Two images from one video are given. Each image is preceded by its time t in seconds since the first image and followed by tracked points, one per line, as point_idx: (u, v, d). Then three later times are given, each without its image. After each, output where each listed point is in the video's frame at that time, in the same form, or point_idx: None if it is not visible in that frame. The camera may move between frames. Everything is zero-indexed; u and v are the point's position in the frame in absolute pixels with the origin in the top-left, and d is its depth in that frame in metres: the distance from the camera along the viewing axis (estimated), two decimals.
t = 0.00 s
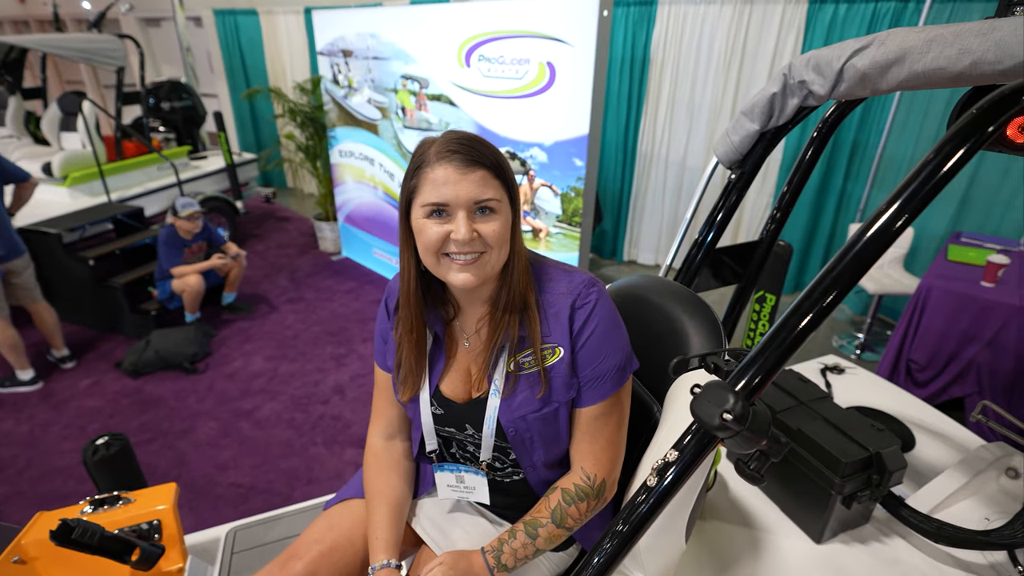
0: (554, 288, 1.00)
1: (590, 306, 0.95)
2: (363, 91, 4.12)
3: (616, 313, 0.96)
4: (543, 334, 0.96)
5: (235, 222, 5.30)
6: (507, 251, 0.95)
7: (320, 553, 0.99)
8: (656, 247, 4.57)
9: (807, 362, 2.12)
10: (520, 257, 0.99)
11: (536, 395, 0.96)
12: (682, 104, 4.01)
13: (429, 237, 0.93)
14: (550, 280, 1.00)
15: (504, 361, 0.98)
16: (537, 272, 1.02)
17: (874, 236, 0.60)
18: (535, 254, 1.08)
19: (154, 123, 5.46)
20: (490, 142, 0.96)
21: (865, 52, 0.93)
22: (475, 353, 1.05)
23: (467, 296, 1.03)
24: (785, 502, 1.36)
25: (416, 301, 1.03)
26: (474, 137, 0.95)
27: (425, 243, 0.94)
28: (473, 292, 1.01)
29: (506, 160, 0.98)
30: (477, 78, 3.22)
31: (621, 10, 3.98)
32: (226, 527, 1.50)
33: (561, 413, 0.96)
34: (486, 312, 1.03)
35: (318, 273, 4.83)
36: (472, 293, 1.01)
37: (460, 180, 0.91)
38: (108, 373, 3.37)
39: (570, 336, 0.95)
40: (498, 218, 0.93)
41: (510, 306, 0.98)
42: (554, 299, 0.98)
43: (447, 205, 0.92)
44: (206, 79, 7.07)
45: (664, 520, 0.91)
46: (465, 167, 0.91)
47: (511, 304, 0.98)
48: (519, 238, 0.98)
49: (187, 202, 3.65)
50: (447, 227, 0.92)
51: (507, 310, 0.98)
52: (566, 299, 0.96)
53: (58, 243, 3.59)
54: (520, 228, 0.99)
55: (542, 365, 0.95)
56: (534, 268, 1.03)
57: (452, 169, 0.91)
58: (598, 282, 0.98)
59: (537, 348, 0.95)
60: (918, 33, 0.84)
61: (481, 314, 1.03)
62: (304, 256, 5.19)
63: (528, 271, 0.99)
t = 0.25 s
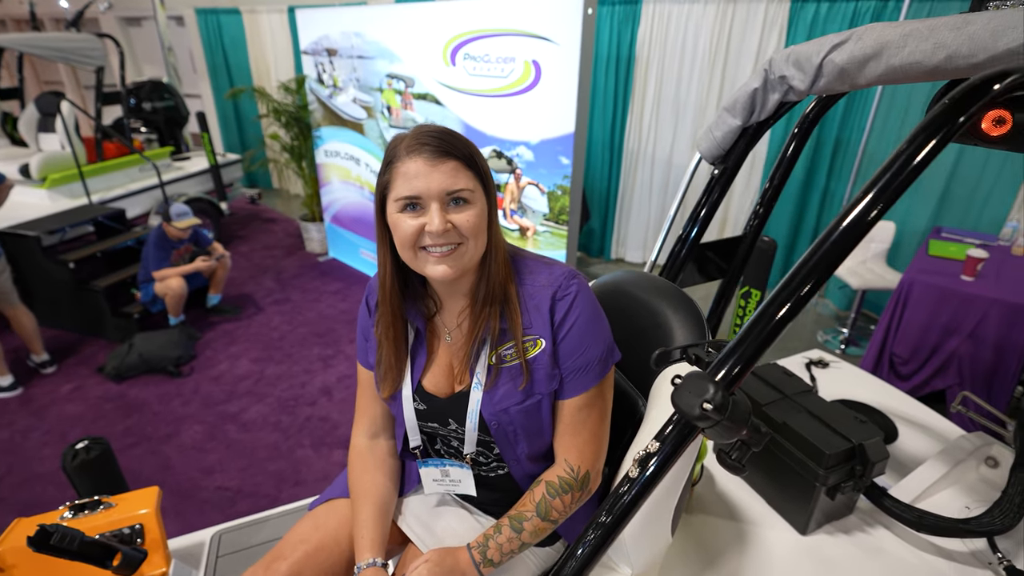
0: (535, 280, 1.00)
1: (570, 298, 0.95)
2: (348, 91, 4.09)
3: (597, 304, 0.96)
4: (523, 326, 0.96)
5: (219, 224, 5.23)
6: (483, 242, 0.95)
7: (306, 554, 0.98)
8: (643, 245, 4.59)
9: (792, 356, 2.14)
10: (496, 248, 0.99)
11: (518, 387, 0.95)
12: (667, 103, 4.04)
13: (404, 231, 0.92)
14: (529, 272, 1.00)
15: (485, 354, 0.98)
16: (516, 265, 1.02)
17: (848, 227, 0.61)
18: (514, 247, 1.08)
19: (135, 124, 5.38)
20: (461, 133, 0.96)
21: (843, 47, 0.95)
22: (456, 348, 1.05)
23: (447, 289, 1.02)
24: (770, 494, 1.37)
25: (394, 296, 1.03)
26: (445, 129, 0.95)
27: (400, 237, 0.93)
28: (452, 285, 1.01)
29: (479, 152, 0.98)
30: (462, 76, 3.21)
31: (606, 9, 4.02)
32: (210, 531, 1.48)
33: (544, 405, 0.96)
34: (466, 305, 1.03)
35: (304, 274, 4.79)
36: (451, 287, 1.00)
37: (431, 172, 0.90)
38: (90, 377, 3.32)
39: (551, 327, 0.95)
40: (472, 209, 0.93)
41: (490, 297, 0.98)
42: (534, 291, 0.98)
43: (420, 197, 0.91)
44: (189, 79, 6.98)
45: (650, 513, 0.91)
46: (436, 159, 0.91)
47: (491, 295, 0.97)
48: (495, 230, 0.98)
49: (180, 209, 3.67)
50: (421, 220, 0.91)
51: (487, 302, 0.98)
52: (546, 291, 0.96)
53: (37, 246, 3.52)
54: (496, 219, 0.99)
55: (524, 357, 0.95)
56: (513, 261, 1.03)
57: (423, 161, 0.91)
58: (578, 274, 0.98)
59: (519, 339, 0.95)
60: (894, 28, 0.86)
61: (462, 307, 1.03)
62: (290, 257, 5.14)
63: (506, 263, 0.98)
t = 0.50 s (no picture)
0: (523, 270, 1.03)
1: (557, 287, 0.98)
2: (341, 90, 4.10)
3: (583, 294, 0.99)
4: (512, 314, 0.99)
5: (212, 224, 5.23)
6: (469, 232, 0.98)
7: (300, 540, 1.00)
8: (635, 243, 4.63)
9: (780, 349, 2.18)
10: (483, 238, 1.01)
11: (506, 374, 0.98)
12: (658, 101, 4.08)
13: (392, 221, 0.95)
14: (517, 263, 1.03)
15: (475, 342, 1.00)
16: (504, 256, 1.04)
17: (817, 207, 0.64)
18: (504, 239, 1.11)
19: (127, 124, 5.36)
20: (446, 127, 0.99)
21: (820, 45, 0.99)
22: (446, 336, 1.07)
23: (437, 278, 1.05)
24: (755, 481, 1.41)
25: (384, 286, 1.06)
26: (430, 123, 0.97)
27: (388, 228, 0.96)
28: (441, 275, 1.03)
29: (465, 144, 1.00)
30: (454, 75, 3.24)
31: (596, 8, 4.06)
32: (206, 524, 1.50)
33: (531, 391, 0.99)
34: (456, 295, 1.05)
35: (298, 274, 4.80)
36: (440, 276, 1.03)
37: (416, 164, 0.93)
38: (84, 377, 3.32)
39: (539, 316, 0.98)
40: (458, 199, 0.96)
41: (479, 286, 1.00)
42: (522, 281, 1.00)
43: (406, 189, 0.94)
44: (180, 79, 6.96)
45: (635, 496, 0.94)
46: (421, 151, 0.94)
47: (479, 285, 1.00)
48: (482, 220, 1.00)
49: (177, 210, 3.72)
50: (407, 210, 0.94)
51: (476, 291, 1.00)
52: (533, 280, 0.99)
53: (29, 247, 3.52)
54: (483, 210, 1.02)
55: (512, 345, 0.98)
56: (501, 252, 1.05)
57: (409, 154, 0.94)
58: (565, 265, 1.01)
59: (507, 328, 0.98)
60: (867, 26, 0.90)
61: (452, 297, 1.06)
62: (284, 256, 5.15)
63: (493, 253, 1.01)
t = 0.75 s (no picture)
0: (515, 264, 1.07)
1: (546, 280, 1.03)
2: (339, 90, 4.15)
3: (571, 287, 1.04)
4: (503, 305, 1.04)
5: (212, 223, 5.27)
6: (462, 226, 1.02)
7: (300, 520, 1.05)
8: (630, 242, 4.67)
9: (768, 345, 2.23)
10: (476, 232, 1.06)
11: (497, 361, 1.03)
12: (653, 102, 4.13)
13: (389, 215, 0.99)
14: (509, 256, 1.07)
15: (468, 331, 1.05)
16: (497, 250, 1.09)
17: (781, 192, 0.70)
18: (497, 234, 1.16)
19: (126, 124, 5.40)
20: (441, 126, 1.03)
21: (796, 48, 1.05)
22: (441, 326, 1.12)
23: (432, 270, 1.09)
24: (739, 469, 1.46)
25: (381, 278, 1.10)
26: (425, 122, 1.02)
27: (386, 222, 1.00)
28: (436, 267, 1.08)
29: (459, 143, 1.05)
30: (451, 76, 3.28)
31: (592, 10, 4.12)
32: (208, 512, 1.54)
33: (521, 378, 1.05)
34: (451, 287, 1.10)
35: (296, 273, 4.84)
36: (436, 268, 1.07)
37: (411, 162, 0.98)
38: (85, 374, 3.36)
39: (529, 307, 1.02)
40: (451, 195, 1.00)
41: (472, 279, 1.05)
42: (513, 273, 1.05)
43: (402, 184, 0.98)
44: (179, 80, 7.00)
45: (619, 478, 0.99)
46: (416, 149, 0.98)
47: (472, 277, 1.04)
48: (475, 215, 1.05)
49: (178, 209, 3.80)
50: (403, 205, 0.98)
51: (469, 283, 1.05)
52: (524, 273, 1.04)
53: (29, 245, 3.56)
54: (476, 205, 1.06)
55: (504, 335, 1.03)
56: (494, 246, 1.10)
57: (405, 152, 0.99)
58: (555, 259, 1.06)
59: (499, 318, 1.03)
60: (839, 31, 0.96)
61: (446, 288, 1.10)
62: (282, 256, 5.19)
63: (485, 247, 1.05)
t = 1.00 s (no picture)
0: (500, 266, 1.12)
1: (529, 283, 1.08)
2: (337, 92, 4.19)
3: (553, 288, 1.09)
4: (488, 306, 1.09)
5: (211, 223, 5.31)
6: (449, 231, 1.06)
7: (293, 510, 1.09)
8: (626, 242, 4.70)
9: (757, 345, 2.27)
10: (463, 237, 1.10)
11: (483, 360, 1.08)
12: (649, 104, 4.17)
13: (378, 221, 1.04)
14: (494, 259, 1.12)
15: (455, 331, 1.09)
16: (483, 253, 1.14)
17: (756, 175, 0.73)
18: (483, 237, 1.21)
19: (126, 124, 5.44)
20: (428, 135, 1.07)
21: (771, 58, 1.09)
22: (429, 326, 1.16)
23: (421, 272, 1.14)
24: (722, 464, 1.51)
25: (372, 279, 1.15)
26: (414, 131, 1.06)
27: (376, 227, 1.05)
28: (425, 270, 1.12)
29: (447, 151, 1.09)
30: (447, 78, 3.33)
31: (588, 13, 4.15)
32: (206, 505, 1.58)
33: (505, 376, 1.10)
34: (439, 288, 1.14)
35: (295, 272, 4.88)
36: (424, 271, 1.12)
37: (400, 170, 1.02)
38: (85, 372, 3.40)
39: (513, 308, 1.08)
40: (438, 201, 1.05)
41: (459, 281, 1.09)
42: (498, 276, 1.10)
43: (391, 191, 1.03)
44: (179, 79, 7.03)
45: (599, 469, 1.04)
46: (405, 158, 1.03)
47: (459, 279, 1.09)
48: (461, 220, 1.09)
49: (176, 210, 3.74)
50: (392, 211, 1.03)
51: (456, 285, 1.10)
52: (508, 275, 1.09)
53: (31, 244, 3.60)
54: (463, 211, 1.11)
55: (489, 334, 1.08)
56: (480, 249, 1.15)
57: (394, 160, 1.03)
58: (538, 262, 1.11)
59: (484, 318, 1.08)
60: (810, 42, 1.01)
61: (435, 290, 1.14)
62: (281, 255, 5.23)
63: (471, 251, 1.10)
